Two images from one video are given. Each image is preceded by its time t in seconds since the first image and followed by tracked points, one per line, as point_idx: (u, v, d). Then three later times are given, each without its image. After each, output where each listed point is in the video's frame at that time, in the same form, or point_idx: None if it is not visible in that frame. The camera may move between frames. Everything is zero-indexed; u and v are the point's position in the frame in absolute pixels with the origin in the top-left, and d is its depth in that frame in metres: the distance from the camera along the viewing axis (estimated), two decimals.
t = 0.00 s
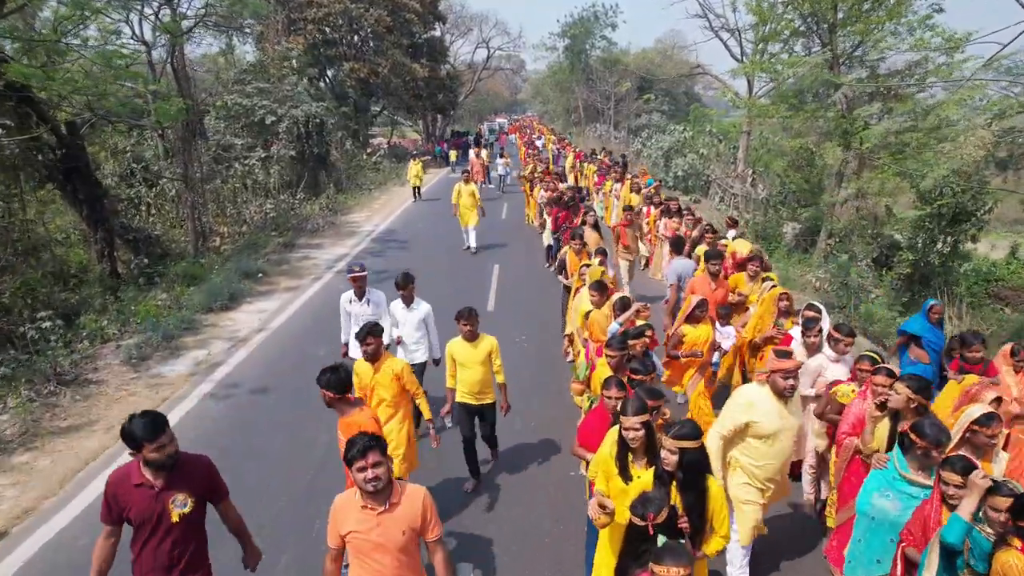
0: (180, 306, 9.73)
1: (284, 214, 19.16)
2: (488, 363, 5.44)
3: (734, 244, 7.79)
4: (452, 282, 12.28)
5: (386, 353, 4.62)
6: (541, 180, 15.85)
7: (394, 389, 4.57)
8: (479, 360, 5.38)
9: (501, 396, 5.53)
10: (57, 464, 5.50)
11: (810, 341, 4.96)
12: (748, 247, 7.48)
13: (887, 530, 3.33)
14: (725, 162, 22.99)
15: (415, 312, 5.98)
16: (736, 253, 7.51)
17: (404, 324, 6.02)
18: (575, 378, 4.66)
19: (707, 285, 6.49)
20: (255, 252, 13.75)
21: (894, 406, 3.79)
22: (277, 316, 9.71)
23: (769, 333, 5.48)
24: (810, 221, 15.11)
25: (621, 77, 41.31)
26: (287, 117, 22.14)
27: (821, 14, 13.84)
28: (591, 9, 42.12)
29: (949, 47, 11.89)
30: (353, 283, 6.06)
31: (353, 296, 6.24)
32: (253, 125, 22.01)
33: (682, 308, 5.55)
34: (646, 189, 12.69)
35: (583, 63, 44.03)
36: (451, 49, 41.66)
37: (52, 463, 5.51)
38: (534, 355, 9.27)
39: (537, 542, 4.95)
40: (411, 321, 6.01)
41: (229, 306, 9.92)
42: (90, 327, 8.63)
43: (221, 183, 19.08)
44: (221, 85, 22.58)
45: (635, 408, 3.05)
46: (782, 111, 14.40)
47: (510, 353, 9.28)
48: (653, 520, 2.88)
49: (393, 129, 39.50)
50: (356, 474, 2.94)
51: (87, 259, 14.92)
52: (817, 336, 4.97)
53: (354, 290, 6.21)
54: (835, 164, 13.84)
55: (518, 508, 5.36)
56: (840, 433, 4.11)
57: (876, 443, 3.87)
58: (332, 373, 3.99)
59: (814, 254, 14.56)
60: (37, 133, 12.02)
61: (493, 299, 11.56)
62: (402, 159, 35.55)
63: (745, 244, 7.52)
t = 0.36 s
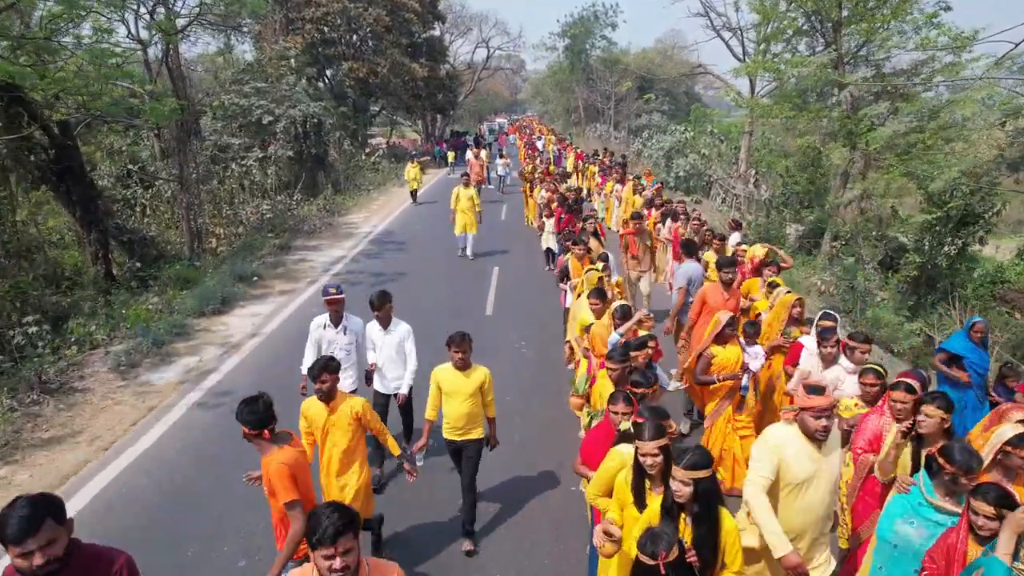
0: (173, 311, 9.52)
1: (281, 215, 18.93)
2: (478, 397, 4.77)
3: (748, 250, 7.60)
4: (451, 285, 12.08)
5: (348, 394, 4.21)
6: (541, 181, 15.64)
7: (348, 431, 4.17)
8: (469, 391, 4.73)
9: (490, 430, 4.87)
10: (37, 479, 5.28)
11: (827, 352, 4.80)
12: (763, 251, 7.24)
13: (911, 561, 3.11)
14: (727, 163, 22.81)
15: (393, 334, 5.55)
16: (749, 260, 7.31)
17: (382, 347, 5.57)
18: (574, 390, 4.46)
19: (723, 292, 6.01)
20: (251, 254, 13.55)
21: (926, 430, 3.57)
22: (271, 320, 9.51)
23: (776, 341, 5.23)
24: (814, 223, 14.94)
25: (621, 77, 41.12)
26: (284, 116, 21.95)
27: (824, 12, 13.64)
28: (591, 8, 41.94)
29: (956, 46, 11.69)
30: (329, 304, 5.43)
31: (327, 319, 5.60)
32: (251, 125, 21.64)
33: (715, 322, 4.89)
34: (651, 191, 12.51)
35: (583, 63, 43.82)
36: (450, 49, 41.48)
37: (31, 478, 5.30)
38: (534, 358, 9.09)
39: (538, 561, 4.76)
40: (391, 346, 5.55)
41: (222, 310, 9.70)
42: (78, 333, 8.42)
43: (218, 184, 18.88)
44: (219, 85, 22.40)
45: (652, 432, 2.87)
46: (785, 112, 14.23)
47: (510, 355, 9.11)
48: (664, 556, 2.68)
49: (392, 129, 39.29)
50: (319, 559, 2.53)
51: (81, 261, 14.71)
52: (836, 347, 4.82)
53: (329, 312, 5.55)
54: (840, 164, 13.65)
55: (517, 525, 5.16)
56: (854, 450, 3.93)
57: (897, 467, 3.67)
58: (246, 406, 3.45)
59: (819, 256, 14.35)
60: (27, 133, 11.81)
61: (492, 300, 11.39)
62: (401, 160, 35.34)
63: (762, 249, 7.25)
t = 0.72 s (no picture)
0: (163, 317, 9.28)
1: (278, 217, 18.72)
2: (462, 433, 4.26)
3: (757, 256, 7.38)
4: (449, 288, 11.89)
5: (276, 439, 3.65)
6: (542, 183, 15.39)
7: (276, 487, 3.62)
8: (450, 427, 4.24)
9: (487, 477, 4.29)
10: (13, 497, 5.04)
11: (850, 368, 4.47)
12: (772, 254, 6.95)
13: None
14: (729, 163, 22.60)
15: (362, 369, 4.88)
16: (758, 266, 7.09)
17: (351, 382, 4.89)
18: (574, 408, 4.10)
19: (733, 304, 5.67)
20: (245, 257, 13.32)
21: (973, 460, 3.29)
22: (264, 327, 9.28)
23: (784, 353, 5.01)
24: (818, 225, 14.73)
25: (621, 76, 40.94)
26: (282, 117, 21.76)
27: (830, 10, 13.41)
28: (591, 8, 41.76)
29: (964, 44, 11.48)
30: (294, 334, 4.85)
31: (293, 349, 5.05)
32: (247, 126, 21.70)
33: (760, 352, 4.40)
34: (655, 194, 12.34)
35: (583, 63, 43.62)
36: (450, 48, 41.23)
37: (6, 497, 5.06)
38: (533, 365, 8.87)
39: None
40: (358, 381, 4.88)
41: (214, 316, 9.46)
42: (64, 340, 8.18)
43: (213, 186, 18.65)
44: (215, 85, 22.17)
45: (672, 462, 2.69)
46: (790, 112, 14.02)
47: (509, 363, 8.89)
48: None
49: (391, 129, 39.03)
50: None
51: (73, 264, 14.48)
52: (858, 362, 4.48)
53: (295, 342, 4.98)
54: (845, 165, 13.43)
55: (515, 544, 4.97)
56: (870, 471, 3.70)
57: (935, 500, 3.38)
58: (110, 469, 3.01)
59: (823, 259, 14.11)
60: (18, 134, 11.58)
61: (490, 305, 11.16)
62: (399, 160, 35.11)
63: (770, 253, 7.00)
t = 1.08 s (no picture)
0: (151, 323, 9.01)
1: (274, 218, 18.47)
2: (423, 496, 3.62)
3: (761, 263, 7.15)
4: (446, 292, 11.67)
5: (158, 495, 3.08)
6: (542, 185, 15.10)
7: (153, 558, 3.02)
8: (406, 495, 3.59)
9: (450, 545, 3.66)
10: None
11: (883, 389, 4.13)
12: (778, 259, 6.74)
13: None
14: (731, 164, 22.35)
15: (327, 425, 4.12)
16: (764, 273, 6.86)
17: (315, 443, 4.12)
18: (577, 430, 3.87)
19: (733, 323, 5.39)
20: (239, 261, 13.06)
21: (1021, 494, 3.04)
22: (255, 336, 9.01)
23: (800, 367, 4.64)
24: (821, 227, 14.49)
25: (622, 76, 40.70)
26: (279, 117, 21.69)
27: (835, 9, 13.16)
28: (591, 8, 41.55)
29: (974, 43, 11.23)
30: (236, 383, 4.08)
31: (235, 399, 4.25)
32: (243, 127, 21.43)
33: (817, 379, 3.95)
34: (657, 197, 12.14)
35: (582, 63, 43.39)
36: (448, 49, 40.99)
37: None
38: (533, 373, 8.60)
39: None
40: (322, 439, 4.12)
41: (204, 323, 9.18)
42: (46, 348, 7.91)
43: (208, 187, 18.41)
44: (210, 85, 21.91)
45: (689, 507, 2.53)
46: (794, 112, 13.77)
47: (508, 371, 8.62)
48: None
49: (389, 130, 38.74)
50: None
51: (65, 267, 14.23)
52: (889, 383, 4.15)
53: (237, 392, 4.18)
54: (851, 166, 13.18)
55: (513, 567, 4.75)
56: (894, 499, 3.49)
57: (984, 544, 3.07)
58: None
59: (828, 263, 13.84)
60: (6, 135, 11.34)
61: (488, 310, 10.89)
62: (398, 160, 34.83)
63: (777, 260, 6.79)
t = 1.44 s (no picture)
0: (118, 334, 8.62)
1: (251, 221, 18.04)
2: None
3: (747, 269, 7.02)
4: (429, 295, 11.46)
5: None
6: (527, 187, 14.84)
7: None
8: None
9: None
10: None
11: (887, 408, 3.80)
12: (764, 264, 6.59)
13: None
14: (715, 164, 22.28)
15: (257, 504, 3.46)
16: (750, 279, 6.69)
17: (245, 523, 3.49)
18: (564, 455, 3.54)
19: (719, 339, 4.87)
20: (213, 266, 12.66)
21: None
22: (228, 346, 8.66)
23: (797, 384, 4.54)
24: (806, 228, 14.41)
25: (605, 76, 40.58)
26: (257, 118, 21.21)
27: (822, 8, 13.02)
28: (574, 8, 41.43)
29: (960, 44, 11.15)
30: (155, 457, 3.38)
31: (151, 473, 3.54)
32: (221, 127, 20.91)
33: (865, 416, 3.63)
34: (643, 199, 11.99)
35: (565, 63, 43.29)
36: (431, 48, 40.63)
37: None
38: (518, 380, 8.32)
39: None
40: (253, 521, 3.47)
41: (174, 332, 8.80)
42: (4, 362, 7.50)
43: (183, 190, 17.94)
44: (186, 85, 21.44)
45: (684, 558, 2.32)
46: (780, 113, 13.65)
47: (493, 378, 8.33)
48: None
49: (371, 130, 38.30)
50: None
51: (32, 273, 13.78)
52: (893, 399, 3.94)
53: (156, 467, 3.48)
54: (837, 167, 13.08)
55: None
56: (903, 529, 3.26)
57: None
58: None
59: (814, 265, 13.73)
60: None
61: (472, 315, 10.60)
62: (380, 161, 34.43)
63: (764, 266, 6.65)
